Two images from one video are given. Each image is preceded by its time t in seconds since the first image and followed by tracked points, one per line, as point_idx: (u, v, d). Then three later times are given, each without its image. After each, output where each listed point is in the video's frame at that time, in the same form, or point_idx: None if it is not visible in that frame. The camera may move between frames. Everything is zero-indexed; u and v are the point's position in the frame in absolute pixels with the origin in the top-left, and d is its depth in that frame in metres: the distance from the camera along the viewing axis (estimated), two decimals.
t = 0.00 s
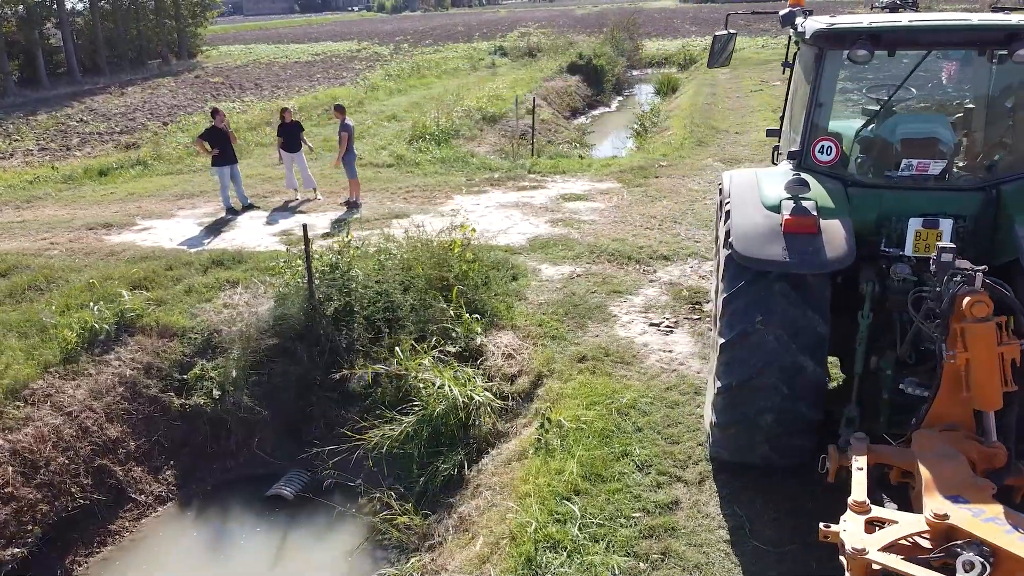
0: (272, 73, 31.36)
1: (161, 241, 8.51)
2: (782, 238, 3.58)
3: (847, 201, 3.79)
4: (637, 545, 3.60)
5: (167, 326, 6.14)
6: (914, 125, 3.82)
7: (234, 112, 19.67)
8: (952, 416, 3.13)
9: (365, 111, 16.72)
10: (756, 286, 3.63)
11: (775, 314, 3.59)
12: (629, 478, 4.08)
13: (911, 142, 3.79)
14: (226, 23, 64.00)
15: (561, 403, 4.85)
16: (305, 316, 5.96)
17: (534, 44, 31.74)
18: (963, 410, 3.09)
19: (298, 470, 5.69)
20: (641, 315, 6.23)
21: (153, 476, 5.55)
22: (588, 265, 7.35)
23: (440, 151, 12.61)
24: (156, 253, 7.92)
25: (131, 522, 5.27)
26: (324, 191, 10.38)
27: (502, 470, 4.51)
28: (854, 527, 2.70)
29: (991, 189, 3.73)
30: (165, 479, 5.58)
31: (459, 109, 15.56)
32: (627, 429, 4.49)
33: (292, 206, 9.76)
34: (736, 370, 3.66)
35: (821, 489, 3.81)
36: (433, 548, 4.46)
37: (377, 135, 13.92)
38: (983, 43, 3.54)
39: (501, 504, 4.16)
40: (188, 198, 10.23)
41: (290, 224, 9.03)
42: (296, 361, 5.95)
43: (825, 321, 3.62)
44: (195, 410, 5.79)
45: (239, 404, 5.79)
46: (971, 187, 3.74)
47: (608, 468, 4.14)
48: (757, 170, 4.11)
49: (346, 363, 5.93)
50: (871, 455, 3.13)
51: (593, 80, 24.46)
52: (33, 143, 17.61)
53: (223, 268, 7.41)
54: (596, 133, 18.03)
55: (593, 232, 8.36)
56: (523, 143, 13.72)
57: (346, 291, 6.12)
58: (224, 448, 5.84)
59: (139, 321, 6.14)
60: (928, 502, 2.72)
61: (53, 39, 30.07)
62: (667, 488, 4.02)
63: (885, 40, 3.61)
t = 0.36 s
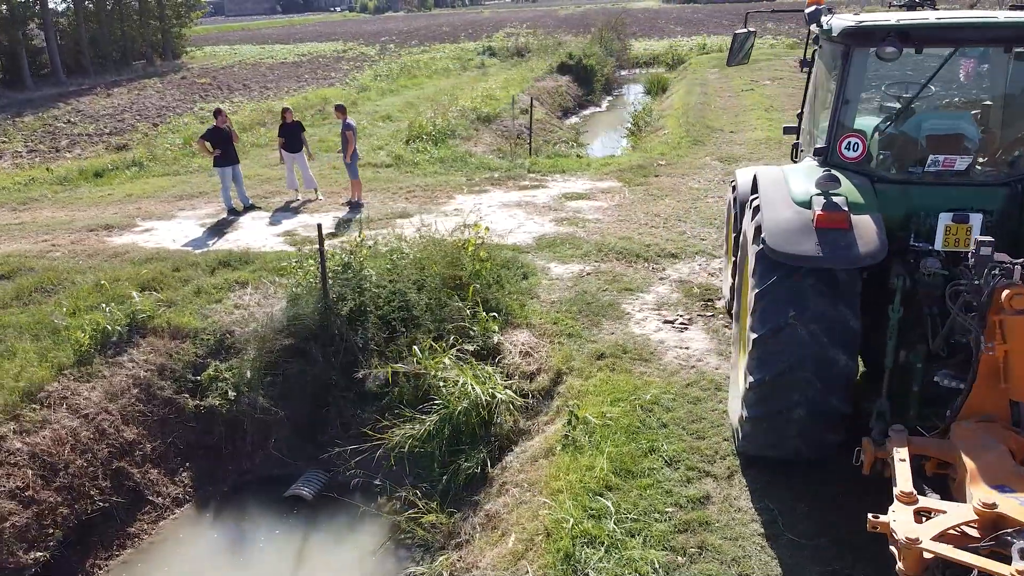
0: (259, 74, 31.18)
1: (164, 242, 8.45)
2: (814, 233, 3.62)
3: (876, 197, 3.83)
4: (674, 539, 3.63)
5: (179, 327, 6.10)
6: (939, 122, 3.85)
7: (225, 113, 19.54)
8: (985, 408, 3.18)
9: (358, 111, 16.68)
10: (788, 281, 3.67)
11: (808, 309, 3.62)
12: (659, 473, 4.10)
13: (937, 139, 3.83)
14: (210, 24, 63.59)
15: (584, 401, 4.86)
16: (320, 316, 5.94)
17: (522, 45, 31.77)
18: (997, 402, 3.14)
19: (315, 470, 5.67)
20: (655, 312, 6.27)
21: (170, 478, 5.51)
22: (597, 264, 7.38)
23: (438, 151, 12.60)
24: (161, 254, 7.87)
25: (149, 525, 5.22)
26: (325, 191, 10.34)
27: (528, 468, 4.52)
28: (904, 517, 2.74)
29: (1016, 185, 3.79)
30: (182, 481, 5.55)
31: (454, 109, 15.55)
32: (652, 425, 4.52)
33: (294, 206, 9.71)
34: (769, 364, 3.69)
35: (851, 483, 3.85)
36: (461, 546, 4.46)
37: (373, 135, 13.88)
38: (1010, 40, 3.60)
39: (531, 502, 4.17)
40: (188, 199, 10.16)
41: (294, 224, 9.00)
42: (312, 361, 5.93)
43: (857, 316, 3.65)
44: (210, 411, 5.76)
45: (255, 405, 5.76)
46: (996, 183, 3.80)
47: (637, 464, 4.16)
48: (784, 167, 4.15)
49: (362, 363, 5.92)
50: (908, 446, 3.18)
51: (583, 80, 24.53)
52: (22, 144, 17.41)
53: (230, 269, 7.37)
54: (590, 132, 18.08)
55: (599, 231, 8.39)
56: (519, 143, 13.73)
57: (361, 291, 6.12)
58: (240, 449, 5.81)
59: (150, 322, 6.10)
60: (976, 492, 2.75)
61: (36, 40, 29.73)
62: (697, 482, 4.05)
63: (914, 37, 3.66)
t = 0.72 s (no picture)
0: (246, 74, 30.99)
1: (168, 243, 8.40)
2: (846, 227, 3.66)
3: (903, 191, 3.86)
4: (710, 531, 3.66)
5: (192, 328, 6.07)
6: (963, 116, 3.87)
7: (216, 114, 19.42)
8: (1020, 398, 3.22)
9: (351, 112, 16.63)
10: (819, 275, 3.71)
11: (840, 302, 3.66)
12: (689, 467, 4.13)
13: (962, 133, 3.84)
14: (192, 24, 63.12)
15: (606, 396, 4.89)
16: (336, 315, 5.93)
17: (511, 45, 31.77)
18: None
19: (334, 469, 5.66)
20: (668, 309, 6.30)
21: (187, 479, 5.48)
22: (606, 261, 7.40)
23: (436, 151, 12.58)
24: (167, 254, 7.82)
25: (169, 526, 5.19)
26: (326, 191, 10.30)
27: (555, 464, 4.54)
28: (952, 504, 2.79)
29: None
30: (200, 481, 5.51)
31: (449, 109, 15.54)
32: (678, 419, 4.55)
33: (296, 206, 9.67)
34: (802, 357, 3.73)
35: (881, 474, 3.89)
36: (488, 542, 4.47)
37: (369, 135, 13.84)
38: None
39: (562, 497, 4.19)
40: (188, 200, 10.09)
41: (297, 224, 8.96)
42: (328, 360, 5.91)
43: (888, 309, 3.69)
44: (227, 411, 5.73)
45: (271, 404, 5.74)
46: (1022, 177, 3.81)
47: (667, 458, 4.19)
48: (810, 161, 4.20)
49: (378, 362, 5.92)
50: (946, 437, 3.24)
51: (574, 80, 24.59)
52: (10, 146, 17.21)
53: (238, 268, 7.33)
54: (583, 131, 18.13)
55: (605, 228, 8.42)
56: (516, 143, 13.74)
57: (376, 289, 6.12)
58: (256, 449, 5.79)
59: (163, 323, 6.07)
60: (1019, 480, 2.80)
61: (20, 41, 29.39)
62: (727, 475, 4.08)
63: (941, 32, 3.72)
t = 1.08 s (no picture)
0: (232, 75, 30.77)
1: (171, 244, 8.36)
2: (874, 221, 3.73)
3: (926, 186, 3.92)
4: (744, 523, 3.70)
5: (206, 328, 6.05)
6: (986, 112, 3.93)
7: (206, 115, 19.28)
8: None
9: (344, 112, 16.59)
10: (848, 268, 3.77)
11: (868, 295, 3.72)
12: (717, 460, 4.18)
13: (984, 129, 3.91)
14: (174, 25, 62.63)
15: (628, 393, 4.92)
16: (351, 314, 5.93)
17: (499, 45, 31.77)
18: None
19: (351, 468, 5.65)
20: (680, 305, 6.35)
21: (205, 479, 5.45)
22: (614, 259, 7.44)
23: (434, 151, 12.57)
24: (172, 255, 7.77)
25: (189, 527, 5.17)
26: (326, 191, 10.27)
27: (581, 459, 4.57)
28: (995, 492, 2.85)
29: None
30: (217, 482, 5.49)
31: (443, 109, 15.53)
32: (702, 414, 4.60)
33: (297, 206, 9.64)
34: (831, 350, 3.79)
35: (906, 465, 3.96)
36: (515, 538, 4.49)
37: (365, 135, 13.80)
38: None
39: (591, 492, 4.22)
40: (188, 200, 10.03)
41: (301, 225, 8.93)
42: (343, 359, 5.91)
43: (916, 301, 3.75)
44: (242, 411, 5.71)
45: (288, 404, 5.73)
46: None
47: (695, 452, 4.23)
48: (834, 157, 4.27)
49: (394, 360, 5.93)
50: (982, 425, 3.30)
51: (564, 80, 24.66)
52: None
53: (246, 269, 7.31)
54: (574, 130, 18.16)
55: (610, 227, 8.46)
56: (513, 143, 13.76)
57: (391, 288, 6.14)
58: (272, 449, 5.77)
59: (176, 324, 6.04)
60: None
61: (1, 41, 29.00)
62: (755, 468, 4.13)
63: (966, 30, 3.77)
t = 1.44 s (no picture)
0: (218, 76, 30.57)
1: (175, 245, 8.33)
2: (899, 216, 3.79)
3: (947, 181, 3.98)
4: (775, 512, 3.76)
5: (219, 328, 6.04)
6: (1004, 109, 3.99)
7: (195, 117, 19.18)
8: None
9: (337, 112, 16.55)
10: (873, 262, 3.84)
11: (894, 288, 3.79)
12: (742, 452, 4.23)
13: (1003, 125, 3.97)
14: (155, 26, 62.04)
15: (648, 388, 4.98)
16: (366, 313, 5.94)
17: (485, 46, 31.79)
18: None
19: (369, 465, 5.66)
20: (691, 302, 6.42)
21: (224, 479, 5.44)
22: (621, 257, 7.50)
23: (431, 150, 12.59)
24: (177, 256, 7.74)
25: (210, 527, 5.16)
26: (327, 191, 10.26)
27: (605, 454, 4.62)
28: None
29: None
30: (235, 481, 5.48)
31: (437, 109, 15.55)
32: (723, 408, 4.66)
33: (299, 207, 9.63)
34: (857, 343, 3.86)
35: (929, 455, 4.03)
36: (541, 532, 4.53)
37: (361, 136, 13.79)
38: None
39: (618, 486, 4.27)
40: (188, 201, 9.99)
41: (304, 225, 8.92)
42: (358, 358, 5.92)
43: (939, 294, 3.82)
44: (258, 411, 5.70)
45: (304, 403, 5.74)
46: None
47: (720, 445, 4.29)
48: (853, 153, 4.35)
49: (409, 359, 5.94)
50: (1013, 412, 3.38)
51: (553, 80, 24.74)
52: None
53: (254, 269, 7.29)
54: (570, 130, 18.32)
55: (614, 225, 8.52)
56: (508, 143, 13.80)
57: (406, 286, 6.18)
58: (289, 448, 5.77)
59: (189, 324, 6.03)
60: None
61: None
62: (780, 459, 4.20)
63: (986, 27, 3.84)
